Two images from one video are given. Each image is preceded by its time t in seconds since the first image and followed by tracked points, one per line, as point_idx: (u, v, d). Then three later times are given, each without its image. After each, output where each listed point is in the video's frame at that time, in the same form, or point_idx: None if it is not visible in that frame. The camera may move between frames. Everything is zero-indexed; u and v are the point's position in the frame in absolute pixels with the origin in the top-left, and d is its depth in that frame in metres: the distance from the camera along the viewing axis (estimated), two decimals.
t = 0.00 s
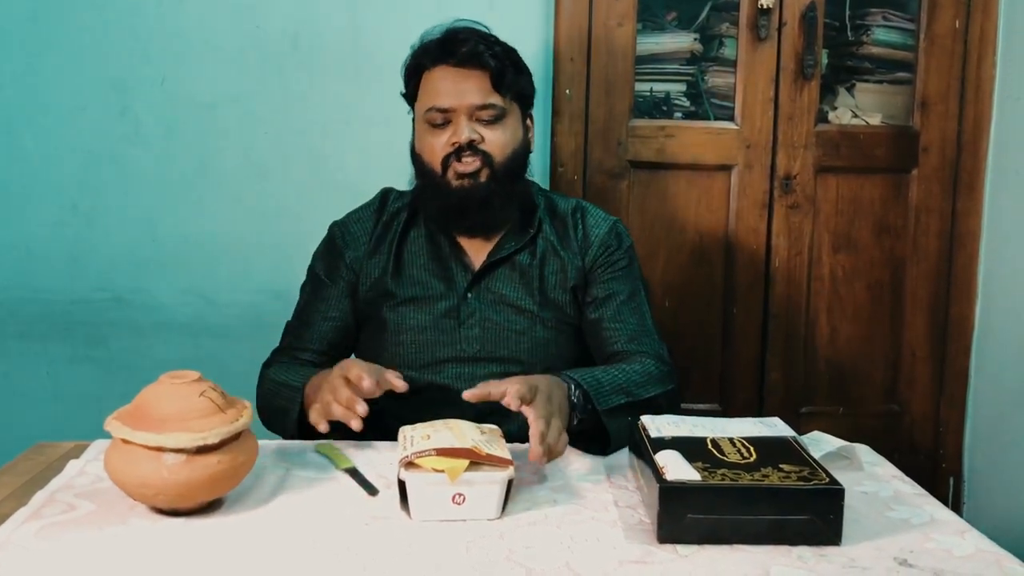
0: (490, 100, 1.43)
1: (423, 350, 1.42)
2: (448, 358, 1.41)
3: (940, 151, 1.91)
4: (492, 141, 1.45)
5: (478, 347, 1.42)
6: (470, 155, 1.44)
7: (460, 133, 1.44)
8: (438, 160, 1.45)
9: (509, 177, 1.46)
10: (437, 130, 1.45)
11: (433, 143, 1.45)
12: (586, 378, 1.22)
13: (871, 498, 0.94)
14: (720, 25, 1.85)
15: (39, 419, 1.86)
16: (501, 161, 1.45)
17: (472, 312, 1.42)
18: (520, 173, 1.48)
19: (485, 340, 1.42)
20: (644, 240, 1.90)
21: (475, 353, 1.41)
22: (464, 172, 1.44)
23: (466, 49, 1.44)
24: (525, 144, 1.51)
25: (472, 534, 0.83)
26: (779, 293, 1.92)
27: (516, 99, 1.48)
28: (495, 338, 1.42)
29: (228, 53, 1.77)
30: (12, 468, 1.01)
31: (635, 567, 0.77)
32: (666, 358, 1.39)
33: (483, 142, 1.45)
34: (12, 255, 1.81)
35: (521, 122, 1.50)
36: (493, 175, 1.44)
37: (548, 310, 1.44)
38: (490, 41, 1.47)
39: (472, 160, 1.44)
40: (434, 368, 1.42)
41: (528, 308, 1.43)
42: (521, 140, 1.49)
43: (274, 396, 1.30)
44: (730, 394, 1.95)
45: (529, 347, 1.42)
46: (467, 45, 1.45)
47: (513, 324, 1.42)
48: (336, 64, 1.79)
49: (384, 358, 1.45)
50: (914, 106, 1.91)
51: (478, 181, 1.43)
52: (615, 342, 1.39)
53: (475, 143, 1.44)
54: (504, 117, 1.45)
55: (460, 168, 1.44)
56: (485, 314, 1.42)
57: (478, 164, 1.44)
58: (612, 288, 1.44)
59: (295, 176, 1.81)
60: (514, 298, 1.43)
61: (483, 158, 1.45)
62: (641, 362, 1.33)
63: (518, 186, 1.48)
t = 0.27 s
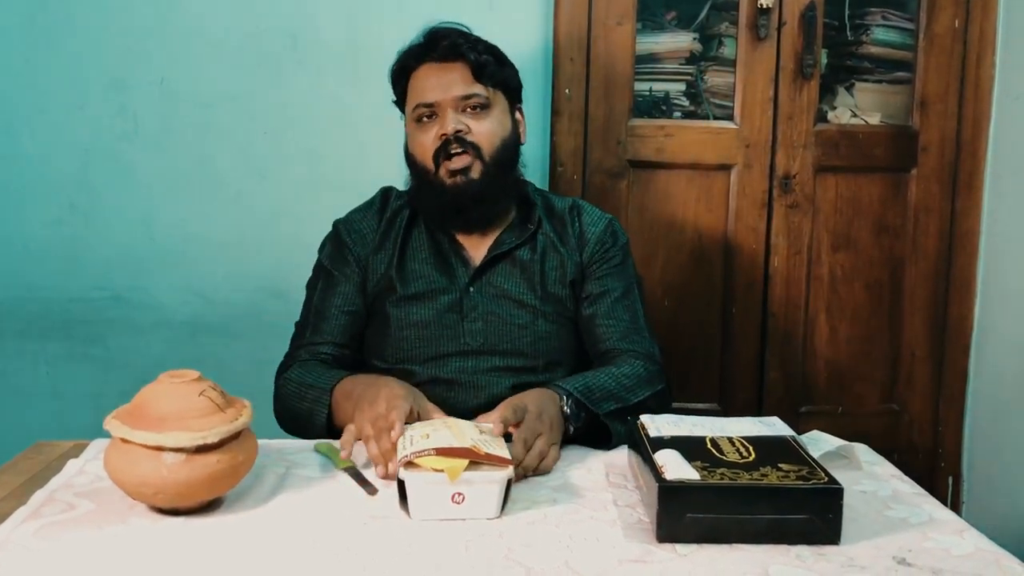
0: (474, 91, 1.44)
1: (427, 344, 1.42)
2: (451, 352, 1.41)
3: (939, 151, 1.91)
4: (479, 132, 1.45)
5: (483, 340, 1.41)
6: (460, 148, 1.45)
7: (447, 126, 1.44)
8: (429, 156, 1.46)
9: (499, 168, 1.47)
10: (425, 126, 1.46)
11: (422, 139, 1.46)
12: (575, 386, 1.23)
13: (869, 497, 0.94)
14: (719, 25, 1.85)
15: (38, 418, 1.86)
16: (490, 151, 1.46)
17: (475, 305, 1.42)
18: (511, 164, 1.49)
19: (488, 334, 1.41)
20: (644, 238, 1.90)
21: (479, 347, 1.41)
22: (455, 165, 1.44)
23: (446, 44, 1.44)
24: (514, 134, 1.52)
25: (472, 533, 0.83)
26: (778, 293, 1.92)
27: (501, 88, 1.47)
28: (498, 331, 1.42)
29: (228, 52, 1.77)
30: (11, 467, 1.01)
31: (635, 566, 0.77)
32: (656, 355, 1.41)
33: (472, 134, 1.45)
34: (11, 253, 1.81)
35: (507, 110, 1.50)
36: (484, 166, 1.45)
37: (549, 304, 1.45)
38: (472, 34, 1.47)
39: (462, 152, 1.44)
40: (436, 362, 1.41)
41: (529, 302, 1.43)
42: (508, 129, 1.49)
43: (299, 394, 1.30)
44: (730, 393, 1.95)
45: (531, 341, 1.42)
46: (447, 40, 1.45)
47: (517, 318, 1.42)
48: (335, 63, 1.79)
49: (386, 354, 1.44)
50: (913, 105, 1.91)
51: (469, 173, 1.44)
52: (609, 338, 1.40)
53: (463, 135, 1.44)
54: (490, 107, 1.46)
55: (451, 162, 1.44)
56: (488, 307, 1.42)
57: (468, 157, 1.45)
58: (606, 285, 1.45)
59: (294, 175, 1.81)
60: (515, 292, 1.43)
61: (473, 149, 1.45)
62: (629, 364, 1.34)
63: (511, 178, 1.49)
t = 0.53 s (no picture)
0: (475, 89, 1.44)
1: (426, 342, 1.42)
2: (450, 350, 1.41)
3: (939, 151, 1.91)
4: (481, 130, 1.45)
5: (482, 338, 1.42)
6: (460, 145, 1.44)
7: (448, 123, 1.44)
8: (429, 153, 1.45)
9: (499, 166, 1.47)
10: (426, 124, 1.46)
11: (423, 136, 1.46)
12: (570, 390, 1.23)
13: (870, 497, 0.94)
14: (720, 25, 1.85)
15: (39, 418, 1.86)
16: (490, 149, 1.46)
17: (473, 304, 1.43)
18: (512, 162, 1.49)
19: (487, 332, 1.42)
20: (644, 238, 1.90)
21: (477, 345, 1.41)
22: (456, 163, 1.44)
23: (447, 42, 1.44)
24: (514, 133, 1.52)
25: (473, 532, 0.83)
26: (779, 292, 1.92)
27: (502, 87, 1.48)
28: (497, 330, 1.42)
29: (229, 51, 1.77)
30: (11, 467, 1.01)
31: (636, 565, 0.77)
32: (655, 355, 1.41)
33: (472, 131, 1.45)
34: (11, 253, 1.81)
35: (508, 109, 1.50)
36: (484, 164, 1.45)
37: (548, 302, 1.45)
38: (472, 34, 1.47)
39: (463, 150, 1.44)
40: (435, 360, 1.42)
41: (528, 300, 1.43)
42: (509, 128, 1.49)
43: (314, 393, 1.30)
44: (730, 393, 1.95)
45: (529, 339, 1.42)
46: (449, 38, 1.45)
47: (516, 316, 1.43)
48: (335, 63, 1.79)
49: (386, 352, 1.44)
50: (913, 105, 1.91)
51: (469, 171, 1.44)
52: (607, 337, 1.40)
53: (464, 133, 1.44)
54: (491, 105, 1.46)
55: (452, 160, 1.44)
56: (486, 306, 1.43)
57: (469, 155, 1.45)
58: (604, 284, 1.45)
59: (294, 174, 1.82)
60: (513, 290, 1.44)
61: (474, 148, 1.45)
62: (626, 365, 1.34)
63: (511, 176, 1.49)
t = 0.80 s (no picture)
0: (476, 90, 1.44)
1: (427, 343, 1.43)
2: (451, 351, 1.42)
3: (941, 151, 1.91)
4: (482, 131, 1.46)
5: (483, 338, 1.42)
6: (461, 146, 1.45)
7: (449, 124, 1.44)
8: (431, 154, 1.46)
9: (501, 166, 1.47)
10: (427, 125, 1.46)
11: (424, 137, 1.46)
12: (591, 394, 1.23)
13: (872, 497, 0.94)
14: (721, 25, 1.85)
15: (40, 417, 1.86)
16: (492, 149, 1.46)
17: (473, 304, 1.43)
18: (513, 162, 1.49)
19: (488, 332, 1.42)
20: (646, 238, 1.90)
21: (478, 346, 1.42)
22: (457, 164, 1.45)
23: (448, 42, 1.44)
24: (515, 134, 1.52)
25: (475, 532, 0.83)
26: (781, 292, 1.92)
27: (502, 87, 1.47)
28: (498, 331, 1.42)
29: (231, 51, 1.77)
30: (13, 466, 1.01)
31: (637, 565, 0.77)
32: (660, 357, 1.41)
33: (474, 132, 1.45)
34: (12, 253, 1.81)
35: (508, 109, 1.50)
36: (486, 165, 1.45)
37: (549, 303, 1.45)
38: (473, 34, 1.47)
39: (464, 151, 1.45)
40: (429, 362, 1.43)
41: (528, 300, 1.44)
42: (510, 128, 1.50)
43: (319, 397, 1.31)
44: (731, 393, 1.95)
45: (531, 339, 1.43)
46: (449, 39, 1.45)
47: (516, 316, 1.43)
48: (337, 63, 1.79)
49: (387, 354, 1.45)
50: (915, 105, 1.91)
51: (471, 173, 1.44)
52: (611, 339, 1.40)
53: (465, 134, 1.45)
54: (492, 106, 1.46)
55: (454, 162, 1.45)
56: (487, 306, 1.43)
57: (471, 158, 1.45)
58: (606, 286, 1.45)
59: (295, 174, 1.82)
60: (514, 291, 1.44)
61: (474, 148, 1.45)
62: (638, 365, 1.34)
63: (512, 176, 1.49)
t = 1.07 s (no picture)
0: (475, 94, 1.44)
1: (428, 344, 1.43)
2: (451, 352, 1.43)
3: (943, 151, 1.91)
4: (481, 134, 1.45)
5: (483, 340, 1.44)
6: (461, 150, 1.44)
7: (448, 128, 1.44)
8: (430, 158, 1.45)
9: (500, 168, 1.47)
10: (426, 129, 1.46)
11: (423, 141, 1.46)
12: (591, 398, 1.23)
13: (873, 498, 0.94)
14: (723, 25, 1.85)
15: (42, 416, 1.86)
16: (491, 153, 1.46)
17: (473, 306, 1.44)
18: (512, 164, 1.50)
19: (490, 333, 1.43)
20: (647, 239, 1.90)
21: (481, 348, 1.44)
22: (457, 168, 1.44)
23: (445, 46, 1.44)
24: (514, 135, 1.52)
25: (476, 532, 0.83)
26: (782, 292, 1.92)
27: (501, 89, 1.48)
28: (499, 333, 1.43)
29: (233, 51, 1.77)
30: (16, 465, 1.01)
31: (639, 565, 0.77)
32: (660, 358, 1.41)
33: (473, 135, 1.45)
34: (15, 253, 1.81)
35: (507, 111, 1.50)
36: (486, 168, 1.46)
37: (549, 304, 1.45)
38: (471, 35, 1.47)
39: (464, 154, 1.44)
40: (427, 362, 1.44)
41: (527, 302, 1.44)
42: (509, 131, 1.50)
43: (323, 395, 1.31)
44: (732, 393, 1.95)
45: (531, 340, 1.43)
46: (447, 42, 1.45)
47: (516, 317, 1.44)
48: (339, 63, 1.79)
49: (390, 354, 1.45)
50: (917, 106, 1.91)
51: (471, 176, 1.44)
52: (611, 341, 1.40)
53: (464, 138, 1.44)
54: (491, 109, 1.46)
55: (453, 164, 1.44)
56: (488, 307, 1.44)
57: (471, 160, 1.45)
58: (606, 287, 1.45)
59: (296, 174, 1.82)
60: (514, 292, 1.45)
61: (474, 151, 1.45)
62: (634, 367, 1.33)
63: (511, 176, 1.49)
